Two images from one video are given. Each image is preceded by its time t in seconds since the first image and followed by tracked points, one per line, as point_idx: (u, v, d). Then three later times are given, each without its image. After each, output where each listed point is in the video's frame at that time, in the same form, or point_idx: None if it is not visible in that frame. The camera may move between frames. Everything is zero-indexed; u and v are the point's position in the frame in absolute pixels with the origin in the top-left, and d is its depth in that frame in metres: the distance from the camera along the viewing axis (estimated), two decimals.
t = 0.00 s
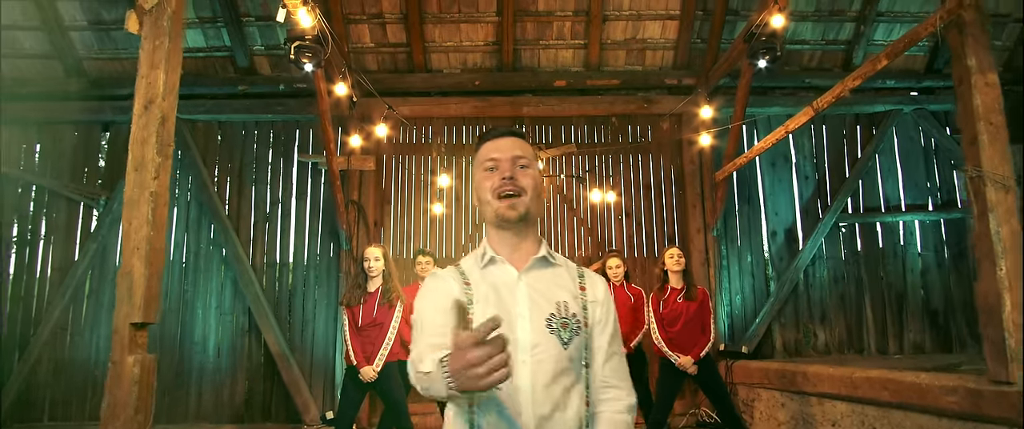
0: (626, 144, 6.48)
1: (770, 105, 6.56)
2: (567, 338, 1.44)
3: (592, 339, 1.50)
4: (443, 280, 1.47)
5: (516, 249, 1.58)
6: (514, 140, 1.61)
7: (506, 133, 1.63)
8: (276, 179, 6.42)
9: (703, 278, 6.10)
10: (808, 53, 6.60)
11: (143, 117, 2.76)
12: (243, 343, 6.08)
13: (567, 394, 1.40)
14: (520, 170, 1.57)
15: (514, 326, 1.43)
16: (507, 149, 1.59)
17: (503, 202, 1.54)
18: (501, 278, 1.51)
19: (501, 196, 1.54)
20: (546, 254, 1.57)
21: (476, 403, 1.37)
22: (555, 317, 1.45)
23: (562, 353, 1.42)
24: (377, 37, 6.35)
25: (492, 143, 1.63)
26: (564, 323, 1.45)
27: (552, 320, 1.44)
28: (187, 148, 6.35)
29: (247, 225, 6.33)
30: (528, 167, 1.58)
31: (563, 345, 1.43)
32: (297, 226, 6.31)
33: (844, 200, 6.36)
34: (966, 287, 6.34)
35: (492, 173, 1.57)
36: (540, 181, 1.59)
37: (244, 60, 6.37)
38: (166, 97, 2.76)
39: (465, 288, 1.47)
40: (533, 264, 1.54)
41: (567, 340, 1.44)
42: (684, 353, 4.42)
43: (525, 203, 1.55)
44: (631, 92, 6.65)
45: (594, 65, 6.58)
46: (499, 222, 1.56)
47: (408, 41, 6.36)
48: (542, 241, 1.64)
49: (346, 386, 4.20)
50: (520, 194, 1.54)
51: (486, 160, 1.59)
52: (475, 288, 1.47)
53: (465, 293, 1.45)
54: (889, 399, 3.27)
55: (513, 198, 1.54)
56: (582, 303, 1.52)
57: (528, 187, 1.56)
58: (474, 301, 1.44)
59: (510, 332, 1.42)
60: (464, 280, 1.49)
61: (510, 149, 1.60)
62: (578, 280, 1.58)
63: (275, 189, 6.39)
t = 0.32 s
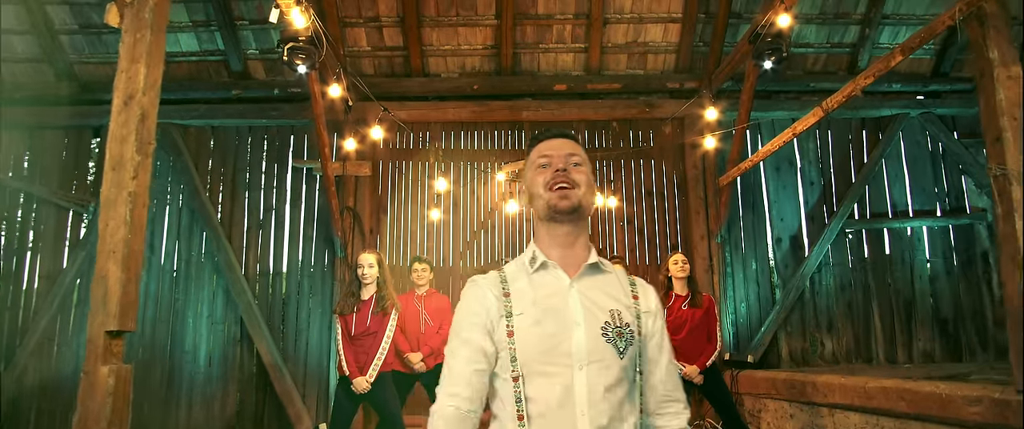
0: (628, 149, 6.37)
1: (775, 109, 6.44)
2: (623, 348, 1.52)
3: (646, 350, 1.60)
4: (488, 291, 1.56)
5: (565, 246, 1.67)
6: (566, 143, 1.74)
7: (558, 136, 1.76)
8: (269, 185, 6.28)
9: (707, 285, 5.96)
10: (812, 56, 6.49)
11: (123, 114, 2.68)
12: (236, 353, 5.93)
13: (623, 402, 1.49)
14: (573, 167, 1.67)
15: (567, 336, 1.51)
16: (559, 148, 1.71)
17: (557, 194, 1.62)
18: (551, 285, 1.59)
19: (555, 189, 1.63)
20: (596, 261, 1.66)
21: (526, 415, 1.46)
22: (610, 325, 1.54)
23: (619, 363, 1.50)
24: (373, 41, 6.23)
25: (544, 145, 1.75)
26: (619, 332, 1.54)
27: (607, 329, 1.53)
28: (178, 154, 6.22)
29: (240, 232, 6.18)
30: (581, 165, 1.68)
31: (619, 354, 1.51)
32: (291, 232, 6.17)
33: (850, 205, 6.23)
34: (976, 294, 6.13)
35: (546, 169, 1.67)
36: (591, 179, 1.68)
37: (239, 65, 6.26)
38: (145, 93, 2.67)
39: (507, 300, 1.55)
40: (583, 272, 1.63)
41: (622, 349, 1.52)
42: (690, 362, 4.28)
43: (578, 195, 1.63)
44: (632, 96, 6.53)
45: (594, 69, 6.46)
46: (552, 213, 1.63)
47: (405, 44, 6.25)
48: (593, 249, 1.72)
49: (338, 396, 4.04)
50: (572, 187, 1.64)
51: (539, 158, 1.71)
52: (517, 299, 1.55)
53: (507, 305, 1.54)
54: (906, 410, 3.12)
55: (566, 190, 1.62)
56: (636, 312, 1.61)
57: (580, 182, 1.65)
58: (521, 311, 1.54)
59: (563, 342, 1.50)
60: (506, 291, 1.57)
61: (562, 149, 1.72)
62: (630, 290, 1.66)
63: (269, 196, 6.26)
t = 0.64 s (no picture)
0: (624, 146, 6.18)
1: (777, 104, 6.28)
2: (635, 336, 1.49)
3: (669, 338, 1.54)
4: (498, 277, 1.62)
5: (585, 235, 1.65)
6: (589, 120, 1.67)
7: (580, 112, 1.70)
8: (256, 185, 6.08)
9: (707, 286, 5.77)
10: (815, 51, 6.30)
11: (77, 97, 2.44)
12: (220, 358, 5.73)
13: (635, 394, 1.46)
14: (595, 150, 1.62)
15: (574, 323, 1.51)
16: (581, 128, 1.65)
17: (576, 181, 1.59)
18: (563, 270, 1.59)
19: (574, 175, 1.60)
20: (616, 244, 1.62)
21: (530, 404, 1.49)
22: (623, 312, 1.51)
23: (629, 351, 1.48)
24: (363, 36, 6.04)
25: (565, 122, 1.69)
26: (632, 319, 1.50)
27: (620, 317, 1.50)
28: (161, 153, 6.02)
29: (225, 234, 5.98)
30: (604, 147, 1.63)
31: (630, 343, 1.48)
32: (277, 233, 5.97)
33: (854, 204, 6.05)
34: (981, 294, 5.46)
35: (566, 152, 1.63)
36: (614, 161, 1.63)
37: (224, 60, 6.07)
38: (104, 75, 2.45)
39: (516, 284, 1.59)
40: (601, 255, 1.61)
41: (635, 337, 1.49)
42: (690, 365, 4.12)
43: (598, 182, 1.60)
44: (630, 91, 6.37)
45: (590, 64, 6.29)
46: (570, 200, 1.61)
47: (396, 39, 6.07)
48: (615, 232, 1.68)
49: (320, 404, 3.84)
50: (592, 173, 1.60)
51: (559, 139, 1.66)
52: (525, 284, 1.58)
53: (516, 290, 1.58)
54: (924, 416, 2.92)
55: (586, 177, 1.59)
56: (658, 298, 1.55)
57: (602, 167, 1.61)
58: (529, 297, 1.56)
59: (570, 329, 1.50)
60: (516, 274, 1.61)
61: (584, 128, 1.66)
62: (655, 275, 1.60)
63: (255, 196, 6.05)
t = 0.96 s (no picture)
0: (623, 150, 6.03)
1: (781, 108, 6.10)
2: (610, 333, 1.47)
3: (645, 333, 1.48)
4: (476, 280, 1.63)
5: (566, 233, 1.64)
6: (585, 117, 1.65)
7: (577, 106, 1.67)
8: (243, 191, 5.89)
9: (711, 295, 5.55)
10: (819, 52, 6.13)
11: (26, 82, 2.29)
12: (205, 371, 5.50)
13: (609, 393, 1.43)
14: (588, 152, 1.61)
15: (547, 322, 1.50)
16: (577, 125, 1.63)
17: (564, 185, 1.59)
18: (542, 270, 1.59)
19: (562, 178, 1.59)
20: (598, 239, 1.60)
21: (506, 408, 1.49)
22: (597, 309, 1.50)
23: (603, 349, 1.45)
24: (354, 38, 5.88)
25: (561, 115, 1.66)
26: (607, 315, 1.49)
27: (593, 314, 1.49)
28: (146, 158, 5.83)
29: (211, 241, 5.78)
30: (596, 150, 1.62)
31: (604, 341, 1.46)
32: (265, 240, 5.77)
33: (862, 210, 5.85)
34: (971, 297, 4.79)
35: (557, 148, 1.62)
36: (604, 166, 1.62)
37: (211, 63, 5.91)
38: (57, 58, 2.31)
39: (494, 287, 1.59)
40: (580, 251, 1.59)
41: (610, 334, 1.47)
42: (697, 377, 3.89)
43: (586, 188, 1.59)
44: (629, 94, 6.19)
45: (588, 67, 6.12)
46: (555, 202, 1.61)
47: (388, 41, 5.90)
48: (602, 227, 1.66)
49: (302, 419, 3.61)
50: (580, 177, 1.59)
51: (552, 133, 1.64)
52: (502, 285, 1.59)
53: (493, 292, 1.58)
54: None
55: (573, 182, 1.58)
56: (636, 293, 1.51)
57: (592, 171, 1.60)
58: (505, 299, 1.56)
59: (543, 330, 1.49)
60: (495, 276, 1.62)
61: (579, 126, 1.63)
62: (635, 268, 1.56)
63: (243, 203, 5.86)
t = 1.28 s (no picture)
0: (620, 154, 5.87)
1: (781, 111, 5.96)
2: (580, 333, 1.43)
3: (620, 333, 1.46)
4: (443, 276, 1.56)
5: (533, 229, 1.61)
6: (544, 105, 1.65)
7: (535, 93, 1.68)
8: (229, 197, 5.70)
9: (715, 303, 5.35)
10: (822, 55, 5.98)
11: None
12: (186, 384, 5.28)
13: (579, 395, 1.40)
14: (548, 138, 1.61)
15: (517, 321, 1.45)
16: (535, 111, 1.64)
17: (525, 175, 1.57)
18: (510, 267, 1.54)
19: (522, 167, 1.57)
20: (565, 234, 1.58)
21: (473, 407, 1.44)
22: (568, 308, 1.46)
23: (574, 349, 1.42)
24: (345, 40, 5.72)
25: (519, 103, 1.67)
26: (578, 315, 1.45)
27: (564, 312, 1.45)
28: (129, 164, 5.65)
29: (195, 249, 5.57)
30: (555, 139, 1.62)
31: (575, 341, 1.42)
32: (251, 248, 5.56)
33: (868, 216, 5.68)
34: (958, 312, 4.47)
35: (516, 137, 1.61)
36: (565, 152, 1.62)
37: (197, 66, 5.74)
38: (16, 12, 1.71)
39: (462, 284, 1.53)
40: (548, 247, 1.57)
41: (580, 335, 1.43)
42: (703, 387, 3.71)
43: (548, 179, 1.57)
44: (627, 98, 6.03)
45: (586, 69, 5.96)
46: (517, 195, 1.59)
47: (380, 43, 5.73)
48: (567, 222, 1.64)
49: None
50: (542, 166, 1.57)
51: (511, 121, 1.64)
52: (470, 282, 1.52)
53: (461, 290, 1.52)
54: None
55: (534, 170, 1.56)
56: (608, 291, 1.48)
57: (554, 159, 1.59)
58: (474, 296, 1.50)
59: (513, 329, 1.44)
60: (463, 273, 1.55)
61: (539, 111, 1.64)
62: (605, 264, 1.53)
63: (229, 210, 5.67)
